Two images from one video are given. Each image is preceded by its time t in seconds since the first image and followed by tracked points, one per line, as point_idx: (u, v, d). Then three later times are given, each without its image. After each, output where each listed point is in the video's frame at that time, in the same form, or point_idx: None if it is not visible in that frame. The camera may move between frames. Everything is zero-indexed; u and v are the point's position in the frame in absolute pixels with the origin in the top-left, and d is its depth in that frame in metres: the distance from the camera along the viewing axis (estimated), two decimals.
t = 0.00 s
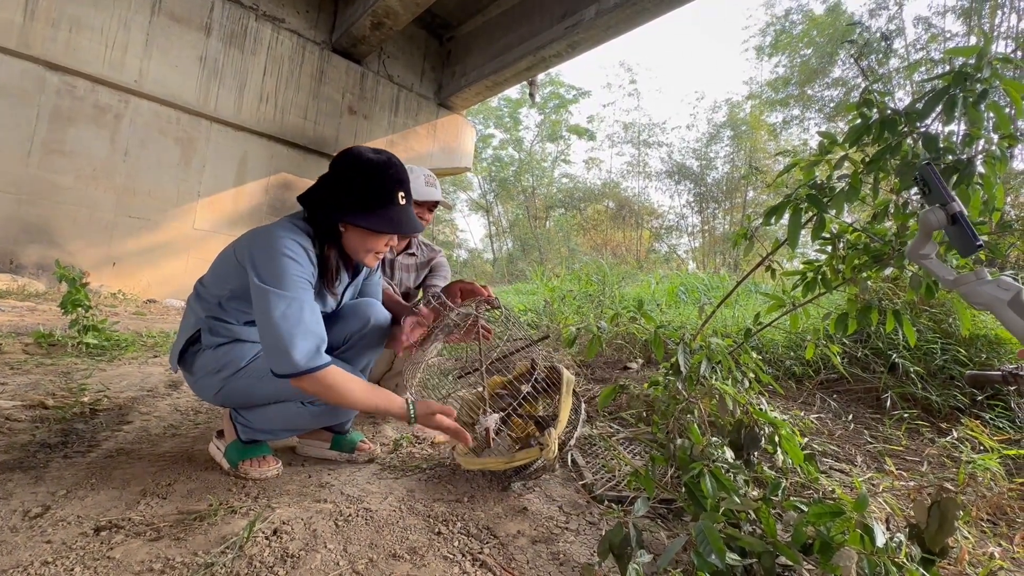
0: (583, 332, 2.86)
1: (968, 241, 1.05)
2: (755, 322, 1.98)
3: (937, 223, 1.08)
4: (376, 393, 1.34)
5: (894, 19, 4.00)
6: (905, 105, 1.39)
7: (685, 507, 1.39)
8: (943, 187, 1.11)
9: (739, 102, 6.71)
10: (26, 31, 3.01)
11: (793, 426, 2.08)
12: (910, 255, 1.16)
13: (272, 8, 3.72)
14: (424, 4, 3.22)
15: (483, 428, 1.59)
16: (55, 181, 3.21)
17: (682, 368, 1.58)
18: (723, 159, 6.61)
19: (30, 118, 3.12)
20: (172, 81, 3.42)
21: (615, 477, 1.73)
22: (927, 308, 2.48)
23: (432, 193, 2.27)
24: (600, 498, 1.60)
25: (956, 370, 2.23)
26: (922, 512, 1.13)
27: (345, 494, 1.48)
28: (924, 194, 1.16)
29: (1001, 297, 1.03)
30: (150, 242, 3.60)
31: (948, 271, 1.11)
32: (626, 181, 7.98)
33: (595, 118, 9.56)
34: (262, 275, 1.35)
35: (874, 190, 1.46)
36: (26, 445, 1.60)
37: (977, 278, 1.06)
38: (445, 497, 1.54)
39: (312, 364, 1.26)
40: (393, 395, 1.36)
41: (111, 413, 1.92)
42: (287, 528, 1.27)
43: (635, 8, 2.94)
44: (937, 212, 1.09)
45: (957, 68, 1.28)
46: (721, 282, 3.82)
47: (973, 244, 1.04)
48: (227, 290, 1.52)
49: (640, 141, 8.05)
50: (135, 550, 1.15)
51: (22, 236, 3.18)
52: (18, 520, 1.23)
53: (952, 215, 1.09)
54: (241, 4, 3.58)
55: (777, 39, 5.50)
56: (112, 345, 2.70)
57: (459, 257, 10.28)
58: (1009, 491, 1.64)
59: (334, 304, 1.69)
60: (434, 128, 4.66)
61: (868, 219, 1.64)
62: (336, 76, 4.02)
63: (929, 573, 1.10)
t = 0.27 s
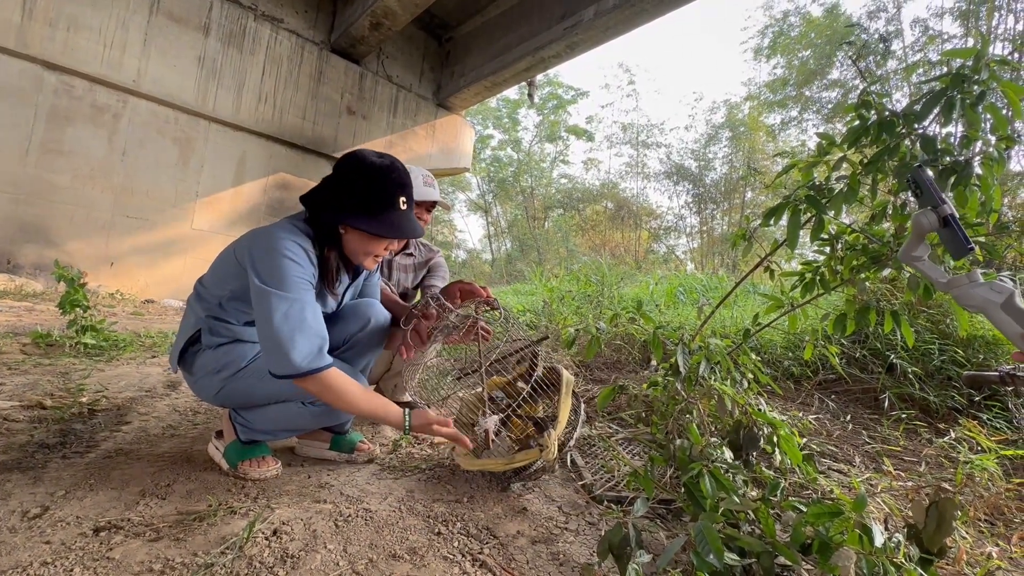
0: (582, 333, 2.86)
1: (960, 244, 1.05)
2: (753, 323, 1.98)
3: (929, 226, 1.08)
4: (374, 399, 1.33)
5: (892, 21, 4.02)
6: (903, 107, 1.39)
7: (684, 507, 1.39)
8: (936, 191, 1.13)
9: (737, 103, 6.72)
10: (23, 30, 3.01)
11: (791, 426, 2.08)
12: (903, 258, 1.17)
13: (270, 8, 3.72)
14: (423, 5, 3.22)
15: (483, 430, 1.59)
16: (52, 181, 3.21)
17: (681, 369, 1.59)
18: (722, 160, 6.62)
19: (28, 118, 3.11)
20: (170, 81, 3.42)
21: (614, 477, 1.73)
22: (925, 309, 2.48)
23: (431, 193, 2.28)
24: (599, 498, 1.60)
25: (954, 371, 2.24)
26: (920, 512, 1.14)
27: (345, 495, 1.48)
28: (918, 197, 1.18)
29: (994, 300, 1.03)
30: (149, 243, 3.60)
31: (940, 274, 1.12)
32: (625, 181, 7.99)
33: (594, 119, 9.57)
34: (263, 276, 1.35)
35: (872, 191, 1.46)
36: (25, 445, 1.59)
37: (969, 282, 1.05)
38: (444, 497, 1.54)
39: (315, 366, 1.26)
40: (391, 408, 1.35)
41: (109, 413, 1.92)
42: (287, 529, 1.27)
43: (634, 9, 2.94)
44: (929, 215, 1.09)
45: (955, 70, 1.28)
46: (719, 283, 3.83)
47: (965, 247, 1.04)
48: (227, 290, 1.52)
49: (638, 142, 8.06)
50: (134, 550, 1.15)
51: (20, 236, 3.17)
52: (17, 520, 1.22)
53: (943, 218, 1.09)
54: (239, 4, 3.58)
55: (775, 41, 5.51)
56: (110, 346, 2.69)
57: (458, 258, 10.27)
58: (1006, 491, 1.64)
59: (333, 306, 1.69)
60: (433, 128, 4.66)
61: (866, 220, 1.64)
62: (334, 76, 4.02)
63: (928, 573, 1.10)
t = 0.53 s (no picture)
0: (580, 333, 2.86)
1: (952, 246, 1.13)
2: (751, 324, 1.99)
3: (922, 229, 1.14)
4: (372, 399, 1.33)
5: (889, 23, 4.03)
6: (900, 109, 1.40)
7: (682, 509, 1.40)
8: (929, 195, 1.18)
9: (735, 104, 6.74)
10: (20, 30, 3.00)
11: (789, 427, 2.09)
12: (897, 261, 1.22)
13: (268, 8, 3.71)
14: (421, 5, 3.22)
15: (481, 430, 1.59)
16: (50, 181, 3.20)
17: (679, 370, 1.59)
18: (719, 161, 6.63)
19: (25, 117, 3.10)
20: (168, 81, 3.41)
21: (612, 478, 1.73)
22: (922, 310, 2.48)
23: (428, 194, 2.27)
24: (597, 499, 1.60)
25: (950, 372, 2.24)
26: (917, 513, 1.14)
27: (343, 496, 1.48)
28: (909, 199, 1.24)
29: (986, 302, 1.09)
30: (146, 243, 3.59)
31: (932, 276, 1.18)
32: (623, 182, 8.00)
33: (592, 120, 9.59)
34: (260, 277, 1.35)
35: (869, 193, 1.47)
36: (21, 446, 1.59)
37: (962, 284, 1.11)
38: (442, 498, 1.54)
39: (312, 366, 1.26)
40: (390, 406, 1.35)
41: (106, 414, 1.91)
42: (284, 530, 1.27)
43: (632, 10, 2.95)
44: (923, 217, 1.16)
45: (951, 72, 1.29)
46: (717, 284, 3.83)
47: (957, 249, 1.11)
48: (224, 291, 1.52)
49: (636, 143, 8.07)
50: (131, 552, 1.15)
51: (17, 236, 3.16)
52: (13, 522, 1.22)
53: (936, 220, 1.16)
54: (237, 4, 3.57)
55: (773, 42, 5.52)
56: (107, 346, 2.69)
57: (456, 258, 10.27)
58: (1002, 492, 1.65)
59: (331, 307, 1.69)
60: (431, 128, 4.66)
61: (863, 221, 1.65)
62: (333, 77, 4.02)
63: (924, 573, 1.10)
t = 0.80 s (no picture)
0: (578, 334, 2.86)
1: (946, 247, 1.13)
2: (748, 325, 1.99)
3: (917, 230, 1.15)
4: (373, 404, 1.31)
5: (886, 25, 4.05)
6: (895, 111, 1.40)
7: (678, 509, 1.40)
8: (924, 196, 1.17)
9: (732, 106, 6.75)
10: (16, 29, 2.99)
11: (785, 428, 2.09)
12: (892, 261, 1.22)
13: (266, 8, 3.71)
14: (419, 6, 3.22)
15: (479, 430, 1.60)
16: (45, 180, 3.19)
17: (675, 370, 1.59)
18: (717, 162, 6.64)
19: (20, 116, 3.09)
20: (165, 80, 3.40)
21: (609, 479, 1.73)
22: (918, 311, 2.48)
23: (425, 195, 2.27)
24: (594, 501, 1.60)
25: (945, 372, 2.24)
26: (912, 514, 1.15)
27: (339, 497, 1.48)
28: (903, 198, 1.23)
29: (981, 303, 1.09)
30: (142, 243, 3.58)
31: (927, 276, 1.17)
32: (620, 183, 8.01)
33: (590, 121, 9.60)
34: (256, 279, 1.35)
35: (865, 194, 1.47)
36: (15, 447, 1.58)
37: (957, 285, 1.11)
38: (439, 499, 1.54)
39: (309, 367, 1.25)
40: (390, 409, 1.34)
41: (102, 415, 1.91)
42: (280, 532, 1.27)
43: (630, 12, 2.96)
44: (917, 219, 1.16)
45: (946, 74, 1.30)
46: (714, 285, 3.84)
47: (951, 251, 1.12)
48: (218, 293, 1.52)
49: (634, 144, 8.08)
50: (126, 554, 1.15)
51: (12, 236, 3.15)
52: (6, 524, 1.21)
53: (930, 222, 1.16)
54: (235, 3, 3.57)
55: (770, 44, 5.54)
56: (103, 346, 2.68)
57: (453, 259, 10.27)
58: (997, 492, 1.66)
59: (328, 308, 1.69)
60: (428, 129, 4.65)
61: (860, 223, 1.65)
62: (330, 77, 4.01)
63: (919, 574, 1.11)
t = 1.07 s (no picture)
0: (575, 335, 2.86)
1: (941, 247, 1.12)
2: (744, 326, 1.99)
3: (911, 230, 1.15)
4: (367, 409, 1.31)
5: (881, 28, 4.07)
6: (891, 112, 1.41)
7: (674, 511, 1.40)
8: (918, 196, 1.17)
9: (729, 107, 6.77)
10: (11, 27, 2.98)
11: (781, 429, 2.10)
12: (886, 261, 1.23)
13: (263, 7, 3.70)
14: (417, 6, 3.22)
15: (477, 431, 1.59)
16: (40, 180, 3.17)
17: (672, 371, 1.59)
18: (714, 163, 6.65)
19: (15, 115, 3.08)
20: (161, 80, 3.39)
21: (605, 480, 1.73)
22: (912, 312, 2.48)
23: (423, 197, 2.26)
24: (590, 502, 1.60)
25: (940, 374, 2.25)
26: (907, 514, 1.15)
27: (334, 499, 1.47)
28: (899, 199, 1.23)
29: (975, 304, 1.09)
30: (137, 243, 3.57)
31: (923, 278, 1.17)
32: (618, 184, 8.02)
33: (587, 122, 9.61)
34: (249, 284, 1.34)
35: (861, 196, 1.48)
36: (8, 449, 1.57)
37: (952, 287, 1.11)
38: (435, 501, 1.53)
39: (304, 372, 1.25)
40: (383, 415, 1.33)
41: (96, 417, 1.89)
42: (275, 534, 1.26)
43: (627, 13, 2.97)
44: (911, 219, 1.16)
45: (941, 76, 1.30)
46: (711, 286, 3.85)
47: (946, 251, 1.11)
48: (212, 296, 1.51)
49: (631, 145, 8.09)
50: (119, 556, 1.14)
51: (6, 236, 3.13)
52: None
53: (925, 222, 1.15)
54: (232, 3, 3.56)
55: (766, 46, 5.56)
56: (97, 347, 2.66)
57: (451, 259, 10.26)
58: (992, 492, 1.67)
59: (322, 310, 1.68)
60: (426, 129, 4.65)
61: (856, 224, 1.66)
62: (327, 77, 4.01)
63: (914, 574, 1.11)
